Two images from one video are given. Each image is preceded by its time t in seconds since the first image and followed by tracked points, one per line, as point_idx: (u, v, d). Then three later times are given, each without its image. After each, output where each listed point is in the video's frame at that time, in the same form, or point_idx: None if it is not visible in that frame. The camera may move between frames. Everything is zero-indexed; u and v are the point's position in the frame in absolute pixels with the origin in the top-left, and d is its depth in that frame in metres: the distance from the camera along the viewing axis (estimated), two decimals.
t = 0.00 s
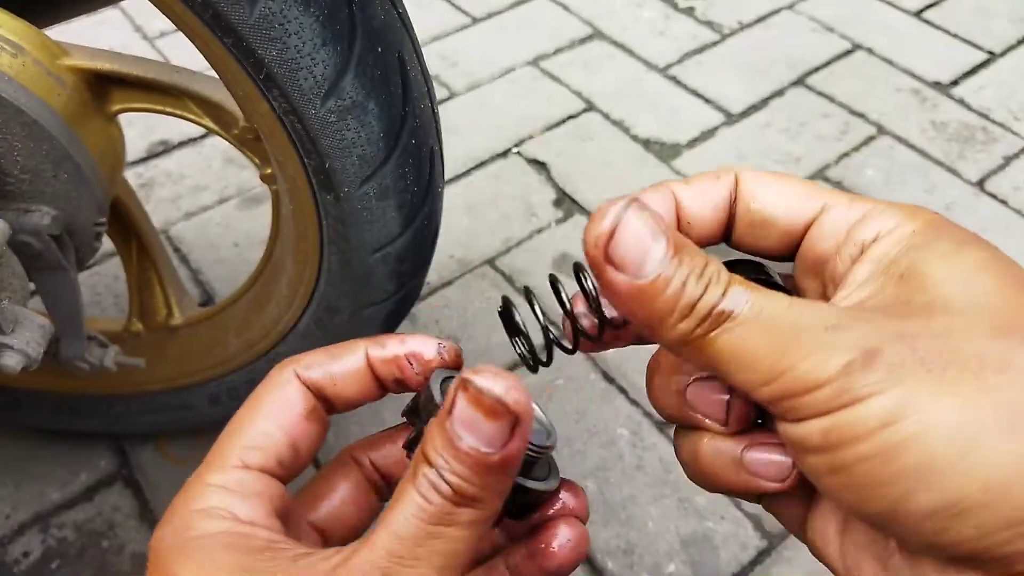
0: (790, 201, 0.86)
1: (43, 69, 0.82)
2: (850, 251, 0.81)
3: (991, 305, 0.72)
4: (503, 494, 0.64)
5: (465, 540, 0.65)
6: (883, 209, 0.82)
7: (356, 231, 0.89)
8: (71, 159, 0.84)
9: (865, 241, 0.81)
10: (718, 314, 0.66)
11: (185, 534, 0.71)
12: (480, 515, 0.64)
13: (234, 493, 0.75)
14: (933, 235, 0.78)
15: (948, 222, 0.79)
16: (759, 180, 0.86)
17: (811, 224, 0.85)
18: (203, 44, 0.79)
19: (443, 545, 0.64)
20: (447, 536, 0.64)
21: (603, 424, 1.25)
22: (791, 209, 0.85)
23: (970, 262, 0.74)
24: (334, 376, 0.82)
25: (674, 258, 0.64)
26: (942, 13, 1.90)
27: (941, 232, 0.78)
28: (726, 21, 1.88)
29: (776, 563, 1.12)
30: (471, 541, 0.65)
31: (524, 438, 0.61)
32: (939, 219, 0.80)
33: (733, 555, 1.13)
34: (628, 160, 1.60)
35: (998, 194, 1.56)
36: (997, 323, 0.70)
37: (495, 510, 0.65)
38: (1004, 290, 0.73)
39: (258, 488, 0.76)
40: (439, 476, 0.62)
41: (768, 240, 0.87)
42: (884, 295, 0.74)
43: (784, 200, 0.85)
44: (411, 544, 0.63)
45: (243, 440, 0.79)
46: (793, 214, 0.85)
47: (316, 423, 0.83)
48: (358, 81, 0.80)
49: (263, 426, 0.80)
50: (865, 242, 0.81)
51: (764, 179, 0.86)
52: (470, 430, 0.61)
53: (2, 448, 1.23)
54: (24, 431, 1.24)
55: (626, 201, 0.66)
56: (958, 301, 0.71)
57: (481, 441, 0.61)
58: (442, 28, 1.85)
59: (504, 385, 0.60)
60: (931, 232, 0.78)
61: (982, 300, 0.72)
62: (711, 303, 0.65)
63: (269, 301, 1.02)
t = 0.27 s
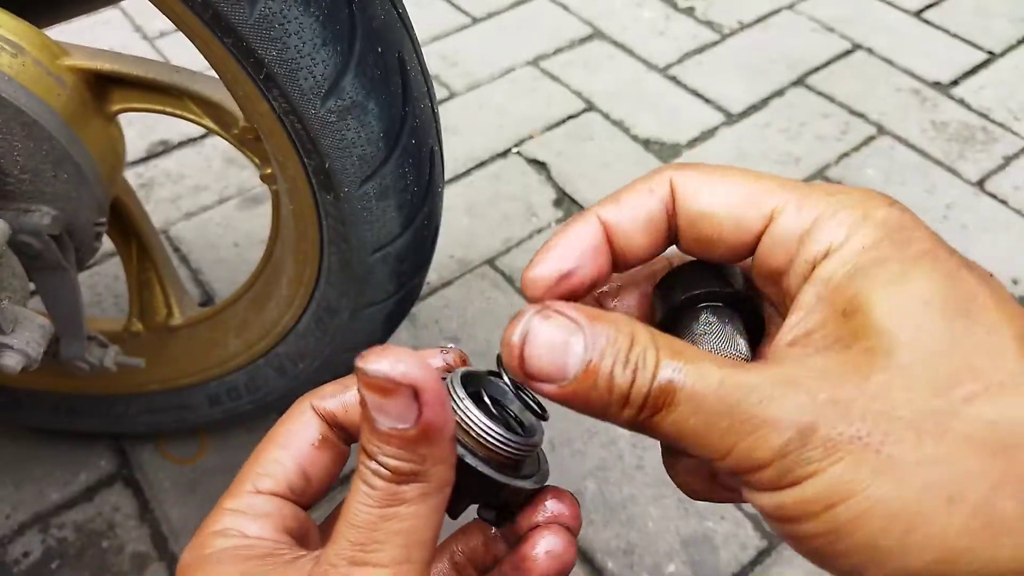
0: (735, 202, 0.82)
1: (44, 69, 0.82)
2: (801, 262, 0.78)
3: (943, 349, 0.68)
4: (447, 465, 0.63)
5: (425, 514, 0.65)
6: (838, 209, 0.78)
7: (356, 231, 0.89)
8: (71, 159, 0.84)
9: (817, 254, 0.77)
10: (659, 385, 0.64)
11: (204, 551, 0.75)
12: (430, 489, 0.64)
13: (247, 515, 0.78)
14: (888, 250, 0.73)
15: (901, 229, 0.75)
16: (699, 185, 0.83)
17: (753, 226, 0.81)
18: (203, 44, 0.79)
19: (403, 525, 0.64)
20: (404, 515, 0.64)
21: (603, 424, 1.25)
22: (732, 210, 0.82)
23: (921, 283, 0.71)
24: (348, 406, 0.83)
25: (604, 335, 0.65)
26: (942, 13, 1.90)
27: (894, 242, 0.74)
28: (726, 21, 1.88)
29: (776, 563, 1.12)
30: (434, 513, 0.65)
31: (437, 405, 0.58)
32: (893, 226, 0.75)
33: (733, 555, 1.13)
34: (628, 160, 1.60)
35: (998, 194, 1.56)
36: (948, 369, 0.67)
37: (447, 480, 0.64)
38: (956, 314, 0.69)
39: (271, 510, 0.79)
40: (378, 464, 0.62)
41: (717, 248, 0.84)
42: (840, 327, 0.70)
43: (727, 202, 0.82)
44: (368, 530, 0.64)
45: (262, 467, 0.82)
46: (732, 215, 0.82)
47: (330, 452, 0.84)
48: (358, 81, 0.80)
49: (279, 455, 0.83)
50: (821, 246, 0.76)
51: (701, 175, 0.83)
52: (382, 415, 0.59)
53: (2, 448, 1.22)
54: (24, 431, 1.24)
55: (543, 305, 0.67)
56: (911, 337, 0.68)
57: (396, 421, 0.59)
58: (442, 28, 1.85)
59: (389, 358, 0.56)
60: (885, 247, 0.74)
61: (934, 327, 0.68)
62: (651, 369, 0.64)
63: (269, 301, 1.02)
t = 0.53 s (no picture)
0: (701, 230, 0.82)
1: (43, 69, 0.82)
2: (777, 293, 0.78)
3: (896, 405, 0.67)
4: (449, 494, 0.66)
5: (425, 540, 0.68)
6: (807, 229, 0.77)
7: (356, 231, 0.89)
8: (71, 159, 0.84)
9: (790, 284, 0.76)
10: (621, 440, 0.66)
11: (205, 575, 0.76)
12: (430, 517, 0.67)
13: (250, 543, 0.79)
14: (855, 289, 0.72)
15: (869, 261, 0.73)
16: (662, 222, 0.84)
17: (721, 251, 0.81)
18: (203, 44, 0.79)
19: (401, 550, 0.67)
20: (404, 540, 0.67)
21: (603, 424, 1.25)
22: (699, 238, 0.82)
23: (887, 323, 0.69)
24: (358, 442, 0.84)
25: (571, 396, 0.67)
26: (942, 13, 1.90)
27: (859, 278, 0.73)
28: (726, 22, 1.88)
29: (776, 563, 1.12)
30: (432, 541, 0.68)
31: (446, 435, 0.63)
32: (860, 258, 0.74)
33: (733, 556, 1.13)
34: (628, 160, 1.60)
35: (998, 194, 1.56)
36: (901, 427, 0.66)
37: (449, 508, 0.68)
38: (918, 360, 0.68)
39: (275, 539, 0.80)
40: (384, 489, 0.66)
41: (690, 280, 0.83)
42: (801, 373, 0.71)
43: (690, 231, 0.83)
44: (369, 554, 0.67)
45: (265, 498, 0.83)
46: (698, 243, 0.82)
47: (334, 487, 0.85)
48: (358, 81, 0.80)
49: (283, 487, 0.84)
50: (789, 277, 0.76)
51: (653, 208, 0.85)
52: (394, 441, 0.64)
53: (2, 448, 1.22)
54: (24, 431, 1.24)
55: (499, 388, 0.69)
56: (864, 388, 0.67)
57: (407, 449, 0.63)
58: (442, 28, 1.85)
59: (411, 387, 0.61)
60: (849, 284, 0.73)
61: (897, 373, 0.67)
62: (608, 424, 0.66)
63: (269, 301, 1.02)
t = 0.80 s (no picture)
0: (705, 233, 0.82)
1: (44, 69, 0.82)
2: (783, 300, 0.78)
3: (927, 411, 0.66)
4: (397, 489, 0.73)
5: (377, 537, 0.74)
6: (814, 237, 0.78)
7: (356, 231, 0.89)
8: (71, 159, 0.84)
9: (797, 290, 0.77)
10: (642, 457, 0.64)
11: None
12: (380, 512, 0.73)
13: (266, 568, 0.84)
14: (870, 295, 0.72)
15: (883, 265, 0.74)
16: (665, 222, 0.84)
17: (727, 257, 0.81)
18: (203, 44, 0.79)
19: (355, 545, 0.73)
20: (357, 534, 0.73)
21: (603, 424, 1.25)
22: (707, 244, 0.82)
23: (903, 331, 0.70)
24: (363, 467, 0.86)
25: (574, 415, 0.64)
26: (942, 13, 1.90)
27: (874, 283, 0.73)
28: (726, 22, 1.87)
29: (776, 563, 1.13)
30: (386, 539, 0.74)
31: (384, 424, 0.73)
32: (873, 262, 0.74)
33: (733, 556, 1.13)
34: (628, 160, 1.60)
35: (998, 194, 1.56)
36: (940, 428, 0.66)
37: (399, 504, 0.74)
38: (944, 365, 0.68)
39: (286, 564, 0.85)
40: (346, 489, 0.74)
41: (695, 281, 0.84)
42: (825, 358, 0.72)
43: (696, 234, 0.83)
44: (327, 545, 0.73)
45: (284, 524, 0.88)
46: (700, 247, 0.82)
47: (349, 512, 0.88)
48: (358, 81, 0.80)
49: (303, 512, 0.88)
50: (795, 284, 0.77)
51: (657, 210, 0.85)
52: (342, 434, 0.73)
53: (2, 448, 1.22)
54: (24, 431, 1.24)
55: (508, 407, 0.65)
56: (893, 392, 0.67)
57: (351, 439, 0.73)
58: (442, 28, 1.85)
59: (359, 382, 0.73)
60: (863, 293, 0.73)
61: (917, 379, 0.67)
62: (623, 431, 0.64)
63: (269, 301, 1.02)
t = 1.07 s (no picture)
0: (801, 215, 0.83)
1: (43, 69, 0.82)
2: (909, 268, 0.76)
3: None
4: (387, 478, 0.74)
5: (373, 527, 0.74)
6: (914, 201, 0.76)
7: (356, 231, 0.89)
8: (71, 159, 0.84)
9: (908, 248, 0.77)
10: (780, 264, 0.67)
11: None
12: (373, 501, 0.74)
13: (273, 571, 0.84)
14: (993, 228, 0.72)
15: None
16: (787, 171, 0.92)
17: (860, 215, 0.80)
18: (203, 44, 0.79)
19: (349, 534, 0.73)
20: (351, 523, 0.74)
21: (603, 424, 1.25)
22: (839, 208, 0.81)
23: None
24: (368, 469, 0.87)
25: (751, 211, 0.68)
26: (942, 13, 1.90)
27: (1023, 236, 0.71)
28: (726, 22, 1.87)
29: (776, 563, 1.13)
30: (380, 530, 0.74)
31: (370, 414, 0.75)
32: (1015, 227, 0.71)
33: (732, 556, 1.13)
34: (628, 159, 1.60)
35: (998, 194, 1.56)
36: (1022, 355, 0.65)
37: (392, 493, 0.75)
38: None
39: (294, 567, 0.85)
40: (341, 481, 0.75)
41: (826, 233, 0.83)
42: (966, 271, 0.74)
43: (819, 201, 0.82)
44: (322, 534, 0.74)
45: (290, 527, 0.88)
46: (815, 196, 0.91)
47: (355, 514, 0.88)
48: (358, 81, 0.80)
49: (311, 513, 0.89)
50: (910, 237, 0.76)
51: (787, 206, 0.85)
52: (334, 428, 0.76)
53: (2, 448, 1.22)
54: (24, 431, 1.24)
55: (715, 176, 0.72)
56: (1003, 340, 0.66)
57: (342, 431, 0.76)
58: (442, 28, 1.85)
59: (346, 378, 0.77)
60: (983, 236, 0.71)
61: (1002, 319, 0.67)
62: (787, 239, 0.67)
63: (269, 301, 1.02)
